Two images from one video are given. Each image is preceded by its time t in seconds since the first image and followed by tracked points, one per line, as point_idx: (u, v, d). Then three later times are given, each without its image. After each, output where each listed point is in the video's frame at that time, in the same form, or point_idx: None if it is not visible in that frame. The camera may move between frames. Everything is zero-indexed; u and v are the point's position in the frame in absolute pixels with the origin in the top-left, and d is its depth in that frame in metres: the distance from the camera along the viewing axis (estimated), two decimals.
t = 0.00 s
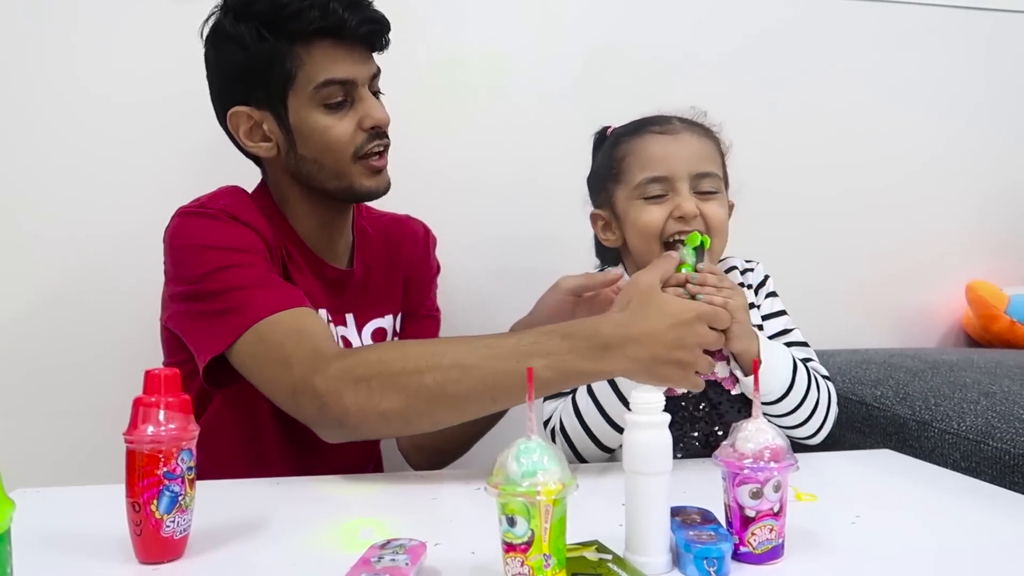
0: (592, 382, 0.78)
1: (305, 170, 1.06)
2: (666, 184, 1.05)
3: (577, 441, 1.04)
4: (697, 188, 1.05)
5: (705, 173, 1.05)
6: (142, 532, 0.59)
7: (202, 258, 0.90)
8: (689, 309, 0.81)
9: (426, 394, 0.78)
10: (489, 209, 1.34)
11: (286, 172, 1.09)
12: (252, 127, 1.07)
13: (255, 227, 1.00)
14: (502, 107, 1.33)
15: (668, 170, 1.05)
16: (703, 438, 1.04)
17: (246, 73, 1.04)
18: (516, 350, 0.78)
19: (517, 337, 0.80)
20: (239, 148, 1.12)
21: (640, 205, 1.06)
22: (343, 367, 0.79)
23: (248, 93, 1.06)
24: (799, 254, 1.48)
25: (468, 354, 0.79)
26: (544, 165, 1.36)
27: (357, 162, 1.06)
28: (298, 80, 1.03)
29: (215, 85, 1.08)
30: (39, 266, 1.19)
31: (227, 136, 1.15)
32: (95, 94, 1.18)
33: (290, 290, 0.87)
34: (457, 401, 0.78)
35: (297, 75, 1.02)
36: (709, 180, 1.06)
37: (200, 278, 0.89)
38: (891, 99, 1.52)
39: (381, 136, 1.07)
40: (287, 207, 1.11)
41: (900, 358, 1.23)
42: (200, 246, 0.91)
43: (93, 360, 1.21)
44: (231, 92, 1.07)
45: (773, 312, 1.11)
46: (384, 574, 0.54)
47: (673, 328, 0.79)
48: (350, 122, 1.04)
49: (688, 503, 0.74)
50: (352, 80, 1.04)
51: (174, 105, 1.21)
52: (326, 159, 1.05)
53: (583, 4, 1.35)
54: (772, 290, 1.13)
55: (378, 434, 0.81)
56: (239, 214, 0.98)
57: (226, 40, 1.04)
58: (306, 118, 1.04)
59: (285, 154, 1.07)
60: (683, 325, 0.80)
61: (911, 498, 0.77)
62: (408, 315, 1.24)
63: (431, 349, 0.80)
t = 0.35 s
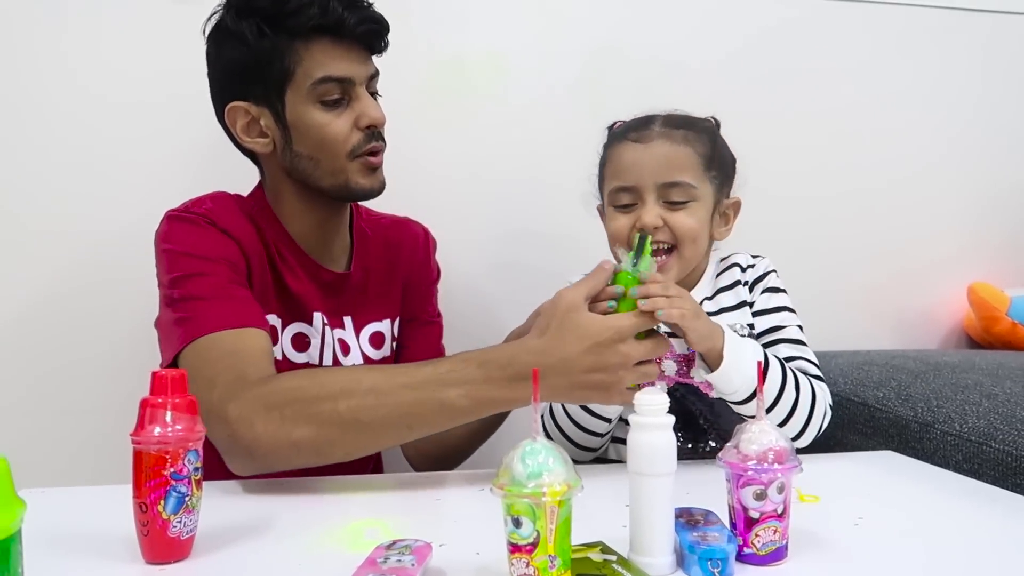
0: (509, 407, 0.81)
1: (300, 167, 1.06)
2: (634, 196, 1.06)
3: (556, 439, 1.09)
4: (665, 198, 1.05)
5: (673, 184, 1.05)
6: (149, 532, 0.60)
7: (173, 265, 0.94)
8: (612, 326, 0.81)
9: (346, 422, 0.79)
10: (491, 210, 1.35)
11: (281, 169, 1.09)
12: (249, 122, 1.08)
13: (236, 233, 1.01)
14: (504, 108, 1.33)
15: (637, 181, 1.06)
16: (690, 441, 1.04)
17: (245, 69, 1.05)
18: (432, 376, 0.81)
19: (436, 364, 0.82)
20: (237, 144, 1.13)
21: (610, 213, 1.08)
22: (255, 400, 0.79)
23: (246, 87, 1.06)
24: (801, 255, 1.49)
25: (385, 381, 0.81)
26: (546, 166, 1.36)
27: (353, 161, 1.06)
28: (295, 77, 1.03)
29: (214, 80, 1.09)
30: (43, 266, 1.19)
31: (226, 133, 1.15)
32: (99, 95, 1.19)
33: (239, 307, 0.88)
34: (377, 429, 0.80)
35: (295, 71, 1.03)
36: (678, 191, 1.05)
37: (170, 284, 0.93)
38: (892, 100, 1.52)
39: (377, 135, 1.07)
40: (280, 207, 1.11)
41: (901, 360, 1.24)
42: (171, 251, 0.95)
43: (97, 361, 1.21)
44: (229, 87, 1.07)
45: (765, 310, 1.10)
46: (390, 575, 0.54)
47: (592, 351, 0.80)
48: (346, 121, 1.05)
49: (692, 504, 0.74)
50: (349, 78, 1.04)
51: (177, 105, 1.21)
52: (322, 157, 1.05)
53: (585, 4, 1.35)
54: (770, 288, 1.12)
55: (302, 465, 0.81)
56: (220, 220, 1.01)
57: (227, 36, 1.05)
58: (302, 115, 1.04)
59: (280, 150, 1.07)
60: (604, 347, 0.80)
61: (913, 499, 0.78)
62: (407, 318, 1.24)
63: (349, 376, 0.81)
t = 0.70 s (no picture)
0: (418, 388, 0.81)
1: (283, 160, 1.06)
2: (639, 198, 1.09)
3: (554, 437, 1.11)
4: (668, 204, 1.07)
5: (674, 188, 1.06)
6: (152, 534, 0.60)
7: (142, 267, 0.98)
8: (511, 306, 0.79)
9: (254, 419, 0.80)
10: (493, 212, 1.35)
11: (265, 160, 1.09)
12: (239, 111, 1.08)
13: (206, 235, 1.04)
14: (506, 110, 1.33)
15: (643, 186, 1.08)
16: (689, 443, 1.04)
17: (241, 59, 1.05)
18: (337, 369, 0.82)
19: (338, 355, 0.84)
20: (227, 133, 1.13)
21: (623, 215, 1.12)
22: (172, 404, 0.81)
23: (240, 76, 1.06)
24: (804, 257, 1.48)
25: (290, 375, 0.82)
26: (548, 168, 1.36)
27: (333, 159, 1.06)
28: (288, 72, 1.03)
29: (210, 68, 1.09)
30: (46, 269, 1.19)
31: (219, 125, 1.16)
32: (103, 97, 1.19)
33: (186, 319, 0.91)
34: (286, 423, 0.80)
35: (289, 66, 1.03)
36: (679, 196, 1.06)
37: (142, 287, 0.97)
38: (894, 101, 1.52)
39: (360, 137, 1.07)
40: (261, 201, 1.12)
41: (904, 361, 1.23)
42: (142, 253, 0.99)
43: (99, 363, 1.21)
44: (225, 75, 1.07)
45: (761, 318, 1.05)
46: None
47: (494, 328, 0.79)
48: (332, 119, 1.05)
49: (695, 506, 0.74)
50: (340, 78, 1.04)
51: (181, 107, 1.21)
52: (303, 150, 1.05)
53: (588, 6, 1.36)
54: (774, 297, 1.06)
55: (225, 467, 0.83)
56: (191, 223, 1.04)
57: (229, 28, 1.06)
58: (289, 108, 1.04)
59: (266, 141, 1.07)
60: (505, 324, 0.79)
61: (916, 501, 0.78)
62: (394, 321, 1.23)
63: (259, 372, 0.83)
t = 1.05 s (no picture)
0: (402, 371, 0.85)
1: (282, 156, 1.07)
2: (654, 199, 1.11)
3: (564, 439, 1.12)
4: (680, 204, 1.07)
5: (685, 189, 1.07)
6: (161, 535, 0.60)
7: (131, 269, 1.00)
8: (487, 292, 0.82)
9: (251, 413, 0.83)
10: (500, 213, 1.34)
11: (262, 155, 1.09)
12: (242, 105, 1.08)
13: (194, 234, 1.05)
14: (514, 110, 1.33)
15: (657, 188, 1.10)
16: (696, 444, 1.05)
17: (249, 55, 1.05)
18: (325, 358, 0.84)
19: (324, 344, 0.86)
20: (225, 123, 1.12)
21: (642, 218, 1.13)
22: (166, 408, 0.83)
23: (246, 70, 1.06)
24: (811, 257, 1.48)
25: (279, 367, 0.84)
26: (556, 168, 1.36)
27: (332, 159, 1.06)
28: (295, 72, 1.04)
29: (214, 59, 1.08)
30: (55, 269, 1.19)
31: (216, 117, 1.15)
32: (112, 99, 1.19)
33: (171, 320, 0.92)
34: (281, 413, 0.84)
35: (297, 66, 1.03)
36: (690, 196, 1.07)
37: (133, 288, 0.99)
38: (904, 102, 1.52)
39: (358, 141, 1.08)
40: (253, 195, 1.12)
41: (912, 363, 1.23)
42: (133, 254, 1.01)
43: (108, 364, 1.22)
44: (230, 68, 1.07)
45: (772, 322, 1.03)
46: None
47: (471, 313, 0.82)
48: (333, 122, 1.06)
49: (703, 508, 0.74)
50: (346, 83, 1.05)
51: (189, 109, 1.22)
52: (302, 149, 1.05)
53: (596, 6, 1.35)
54: (790, 302, 1.03)
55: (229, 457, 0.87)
56: (180, 221, 1.04)
57: (240, 25, 1.06)
58: (293, 107, 1.04)
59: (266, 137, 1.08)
60: (482, 309, 0.82)
61: (925, 504, 0.77)
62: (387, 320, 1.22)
63: (251, 367, 0.85)
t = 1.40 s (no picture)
0: (416, 323, 0.88)
1: (285, 148, 1.06)
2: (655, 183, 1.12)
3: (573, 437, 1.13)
4: (676, 186, 1.08)
5: (682, 171, 1.07)
6: (161, 527, 0.59)
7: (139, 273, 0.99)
8: (470, 229, 0.83)
9: (298, 401, 0.88)
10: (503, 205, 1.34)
11: (265, 148, 1.09)
12: (242, 98, 1.06)
13: (198, 232, 1.03)
14: (516, 101, 1.32)
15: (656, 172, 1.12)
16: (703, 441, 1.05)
17: (248, 47, 1.04)
18: (342, 336, 0.87)
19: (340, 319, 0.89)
20: (224, 118, 1.11)
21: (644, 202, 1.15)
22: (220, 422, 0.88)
23: (244, 62, 1.05)
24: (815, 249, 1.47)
25: (307, 354, 0.88)
26: (558, 160, 1.35)
27: (336, 149, 1.07)
28: (297, 63, 1.04)
29: (209, 52, 1.07)
30: (57, 262, 1.19)
31: (211, 112, 1.14)
32: (111, 91, 1.19)
33: (198, 332, 0.93)
34: (322, 397, 0.88)
35: (299, 57, 1.03)
36: (684, 178, 1.07)
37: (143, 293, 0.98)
38: (910, 92, 1.51)
39: (360, 131, 1.08)
40: (253, 188, 1.12)
41: (917, 354, 1.22)
42: (144, 260, 1.00)
43: (110, 357, 1.22)
44: (227, 61, 1.06)
45: (776, 315, 1.02)
46: (403, 571, 0.54)
47: (462, 253, 0.84)
48: (337, 111, 1.06)
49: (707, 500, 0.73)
50: (346, 73, 1.06)
51: (190, 101, 1.21)
52: (307, 140, 1.05)
53: None
54: (793, 293, 1.02)
55: (290, 447, 0.92)
56: (183, 220, 1.03)
57: (237, 18, 1.05)
58: (297, 98, 1.04)
59: (267, 129, 1.07)
60: (470, 247, 0.84)
61: (930, 496, 0.77)
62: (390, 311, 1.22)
63: (282, 363, 0.89)
